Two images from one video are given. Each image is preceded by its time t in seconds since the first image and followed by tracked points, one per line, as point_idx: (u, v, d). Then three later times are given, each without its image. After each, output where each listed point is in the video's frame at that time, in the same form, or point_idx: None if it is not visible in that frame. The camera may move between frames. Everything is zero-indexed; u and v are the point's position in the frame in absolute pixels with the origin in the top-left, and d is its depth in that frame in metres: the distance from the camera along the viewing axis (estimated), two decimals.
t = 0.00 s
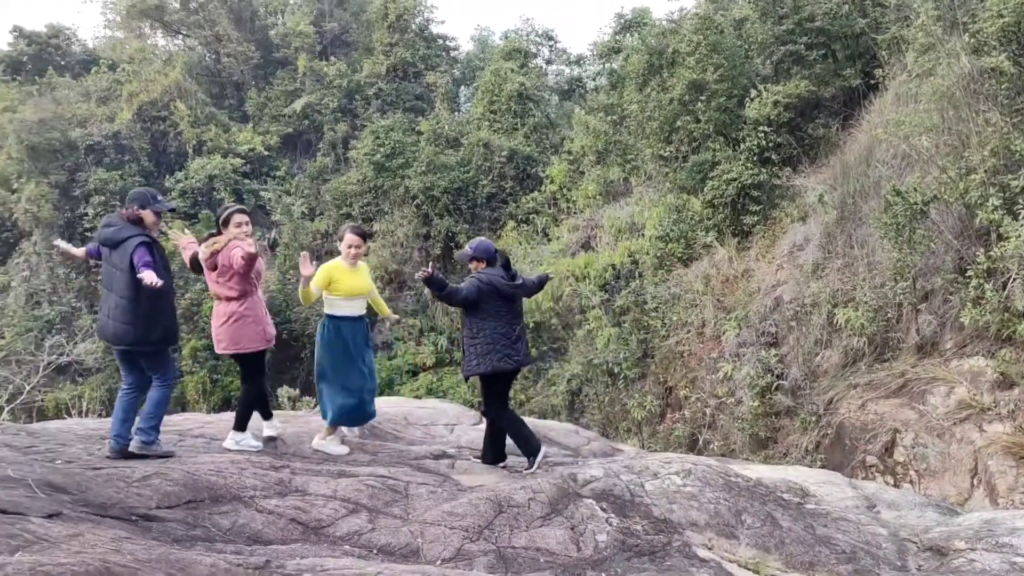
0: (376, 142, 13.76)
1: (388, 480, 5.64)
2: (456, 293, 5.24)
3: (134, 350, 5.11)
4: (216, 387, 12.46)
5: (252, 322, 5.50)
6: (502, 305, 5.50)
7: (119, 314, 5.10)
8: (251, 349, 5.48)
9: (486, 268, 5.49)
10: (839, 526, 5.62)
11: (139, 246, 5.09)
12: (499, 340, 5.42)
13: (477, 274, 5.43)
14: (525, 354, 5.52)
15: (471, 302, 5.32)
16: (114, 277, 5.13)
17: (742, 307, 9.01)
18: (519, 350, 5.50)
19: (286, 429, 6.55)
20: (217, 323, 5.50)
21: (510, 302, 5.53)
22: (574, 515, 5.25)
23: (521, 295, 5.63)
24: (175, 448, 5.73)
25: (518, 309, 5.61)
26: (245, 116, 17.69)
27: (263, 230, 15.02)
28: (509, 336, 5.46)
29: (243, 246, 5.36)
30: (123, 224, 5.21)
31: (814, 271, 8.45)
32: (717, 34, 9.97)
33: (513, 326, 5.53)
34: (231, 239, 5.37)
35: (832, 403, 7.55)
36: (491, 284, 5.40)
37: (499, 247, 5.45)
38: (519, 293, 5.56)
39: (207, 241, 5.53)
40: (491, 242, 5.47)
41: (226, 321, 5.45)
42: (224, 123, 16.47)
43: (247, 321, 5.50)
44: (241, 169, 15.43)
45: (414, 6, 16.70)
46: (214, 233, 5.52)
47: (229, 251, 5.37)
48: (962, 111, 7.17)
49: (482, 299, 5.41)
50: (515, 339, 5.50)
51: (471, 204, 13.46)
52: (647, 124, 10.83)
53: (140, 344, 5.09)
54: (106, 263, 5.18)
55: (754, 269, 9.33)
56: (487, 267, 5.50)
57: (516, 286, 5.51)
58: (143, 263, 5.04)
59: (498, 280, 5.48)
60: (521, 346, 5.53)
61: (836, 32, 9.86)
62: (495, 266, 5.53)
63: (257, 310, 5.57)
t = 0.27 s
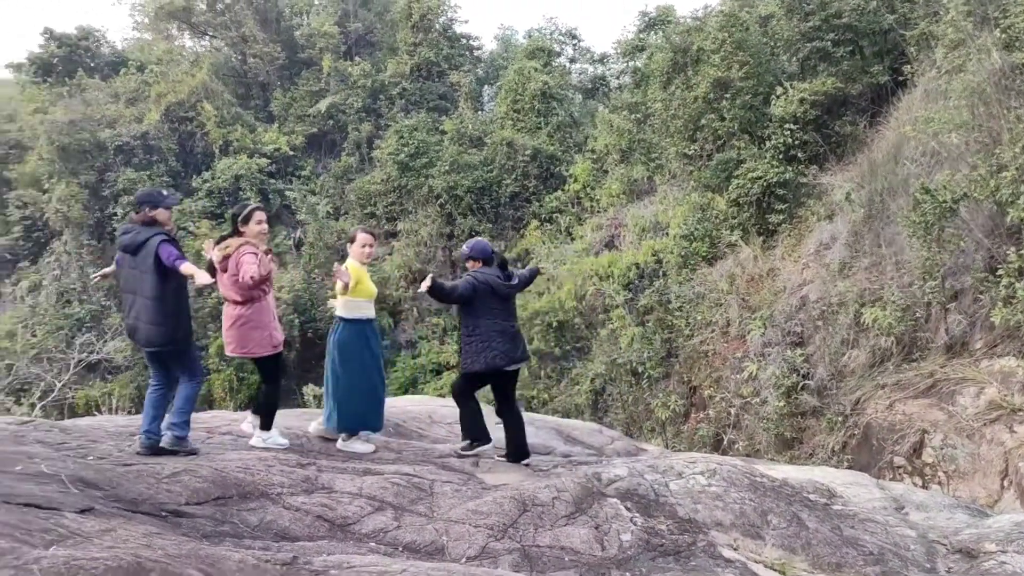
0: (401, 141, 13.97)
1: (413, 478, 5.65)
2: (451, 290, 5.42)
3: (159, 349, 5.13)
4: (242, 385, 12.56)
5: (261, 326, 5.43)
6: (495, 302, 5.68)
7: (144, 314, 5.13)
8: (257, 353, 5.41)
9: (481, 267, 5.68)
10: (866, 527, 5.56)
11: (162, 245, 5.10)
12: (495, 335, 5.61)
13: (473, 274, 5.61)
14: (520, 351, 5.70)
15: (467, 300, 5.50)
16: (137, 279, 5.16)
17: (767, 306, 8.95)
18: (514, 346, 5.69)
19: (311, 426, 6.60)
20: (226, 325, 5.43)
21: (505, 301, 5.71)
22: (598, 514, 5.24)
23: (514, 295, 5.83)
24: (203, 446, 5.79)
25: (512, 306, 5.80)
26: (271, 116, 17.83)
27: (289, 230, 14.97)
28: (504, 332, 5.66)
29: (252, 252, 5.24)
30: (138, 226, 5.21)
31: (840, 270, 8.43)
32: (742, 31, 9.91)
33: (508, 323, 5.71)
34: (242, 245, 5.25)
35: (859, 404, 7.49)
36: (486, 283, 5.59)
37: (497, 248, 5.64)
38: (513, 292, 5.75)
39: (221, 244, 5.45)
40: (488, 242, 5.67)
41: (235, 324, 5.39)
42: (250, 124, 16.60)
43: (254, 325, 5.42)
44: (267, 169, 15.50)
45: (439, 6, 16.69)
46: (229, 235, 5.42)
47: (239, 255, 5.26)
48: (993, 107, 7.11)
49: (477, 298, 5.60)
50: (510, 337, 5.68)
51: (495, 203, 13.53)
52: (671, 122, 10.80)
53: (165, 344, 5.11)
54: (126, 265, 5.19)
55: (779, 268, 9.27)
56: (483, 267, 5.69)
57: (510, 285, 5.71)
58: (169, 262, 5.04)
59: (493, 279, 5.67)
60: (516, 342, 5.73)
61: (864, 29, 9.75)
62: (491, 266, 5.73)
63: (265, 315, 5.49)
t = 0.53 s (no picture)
0: (418, 141, 14.01)
1: (431, 478, 5.60)
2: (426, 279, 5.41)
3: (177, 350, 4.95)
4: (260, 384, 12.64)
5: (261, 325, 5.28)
6: (474, 297, 5.65)
7: (165, 315, 4.95)
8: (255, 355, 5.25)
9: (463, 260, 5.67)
10: (886, 529, 5.50)
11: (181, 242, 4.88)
12: (470, 329, 5.58)
13: (453, 268, 5.60)
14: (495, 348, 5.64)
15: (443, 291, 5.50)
16: (157, 280, 4.96)
17: (786, 305, 8.92)
18: (490, 341, 5.65)
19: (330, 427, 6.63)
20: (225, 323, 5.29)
21: (485, 296, 5.67)
22: (616, 515, 5.22)
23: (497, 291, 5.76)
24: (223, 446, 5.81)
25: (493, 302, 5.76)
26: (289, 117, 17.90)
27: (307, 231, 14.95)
28: (480, 326, 5.63)
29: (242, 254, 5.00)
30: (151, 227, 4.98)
31: (860, 270, 8.39)
32: (760, 30, 9.85)
33: (486, 318, 5.68)
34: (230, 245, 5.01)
35: (879, 404, 7.44)
36: (465, 276, 5.57)
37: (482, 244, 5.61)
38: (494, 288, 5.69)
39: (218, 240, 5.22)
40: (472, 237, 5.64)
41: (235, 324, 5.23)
42: (267, 124, 16.68)
43: (252, 325, 5.25)
44: (285, 170, 15.55)
45: (455, 6, 16.65)
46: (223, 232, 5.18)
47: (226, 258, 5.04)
48: (1015, 105, 7.05)
49: (453, 289, 5.58)
50: (487, 332, 5.63)
51: (512, 204, 13.54)
52: (689, 122, 10.77)
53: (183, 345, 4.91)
54: (144, 266, 4.99)
55: (797, 268, 9.22)
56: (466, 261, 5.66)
57: (489, 281, 5.65)
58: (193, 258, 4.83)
59: (474, 273, 5.63)
60: (492, 337, 5.67)
61: (884, 27, 9.69)
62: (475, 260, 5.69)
63: (262, 315, 5.29)
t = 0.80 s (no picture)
0: (427, 144, 13.92)
1: (441, 480, 5.61)
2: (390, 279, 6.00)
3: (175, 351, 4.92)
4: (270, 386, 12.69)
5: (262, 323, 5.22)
6: (442, 295, 5.92)
7: (164, 315, 4.92)
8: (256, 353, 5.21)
9: (436, 260, 5.94)
10: (898, 531, 5.47)
11: (184, 244, 4.86)
12: (428, 326, 5.89)
13: (424, 265, 5.95)
14: (447, 345, 5.83)
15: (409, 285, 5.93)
16: (159, 280, 4.95)
17: (796, 307, 8.91)
18: (449, 339, 5.85)
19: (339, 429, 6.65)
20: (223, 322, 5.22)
21: (451, 294, 5.89)
22: (626, 517, 5.20)
23: (467, 291, 5.91)
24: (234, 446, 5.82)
25: (462, 300, 5.92)
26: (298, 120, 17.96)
27: (317, 233, 15.12)
28: (439, 324, 5.87)
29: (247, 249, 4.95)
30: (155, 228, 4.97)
31: (870, 271, 8.35)
32: (770, 31, 9.84)
33: (449, 316, 5.87)
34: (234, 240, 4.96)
35: (890, 406, 7.42)
36: (430, 274, 5.89)
37: (438, 244, 5.76)
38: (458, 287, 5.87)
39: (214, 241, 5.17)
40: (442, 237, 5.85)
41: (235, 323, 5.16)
42: (277, 127, 16.75)
43: (254, 322, 5.20)
44: (295, 173, 15.62)
45: (464, 9, 16.67)
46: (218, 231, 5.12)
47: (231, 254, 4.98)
48: None
49: (421, 286, 5.95)
50: (445, 329, 5.86)
51: (521, 206, 13.59)
52: (697, 124, 10.75)
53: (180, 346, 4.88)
54: (147, 266, 4.98)
55: (807, 270, 9.21)
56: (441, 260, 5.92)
57: (451, 280, 5.84)
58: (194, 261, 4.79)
59: (440, 272, 5.88)
60: (451, 336, 5.85)
61: (893, 27, 9.70)
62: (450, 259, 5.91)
63: (264, 313, 5.26)
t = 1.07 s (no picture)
0: (432, 147, 14.05)
1: (446, 483, 5.60)
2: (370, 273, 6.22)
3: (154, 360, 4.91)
4: (275, 390, 12.71)
5: (263, 327, 5.08)
6: (416, 292, 6.08)
7: (147, 322, 4.90)
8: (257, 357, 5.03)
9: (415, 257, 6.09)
10: (905, 534, 5.44)
11: (171, 253, 4.83)
12: (399, 320, 6.04)
13: (402, 264, 6.16)
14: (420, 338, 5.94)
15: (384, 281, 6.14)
16: (145, 287, 4.93)
17: (801, 310, 8.90)
18: (416, 334, 5.97)
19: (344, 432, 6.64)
20: (219, 329, 5.04)
21: (424, 291, 6.05)
22: (631, 520, 5.18)
23: (440, 288, 6.06)
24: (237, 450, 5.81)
25: (435, 297, 6.05)
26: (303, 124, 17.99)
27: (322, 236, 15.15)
28: (411, 319, 6.01)
29: (251, 248, 4.91)
30: (150, 233, 4.95)
31: (875, 274, 8.35)
32: (774, 33, 9.81)
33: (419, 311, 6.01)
34: (238, 240, 4.93)
35: (897, 408, 7.40)
36: (405, 270, 6.10)
37: (415, 240, 5.97)
38: (432, 283, 6.03)
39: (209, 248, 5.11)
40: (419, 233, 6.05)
41: (235, 328, 5.01)
42: (282, 131, 16.78)
43: (253, 326, 5.05)
44: (300, 176, 15.66)
45: (469, 13, 16.70)
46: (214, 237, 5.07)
47: (236, 253, 4.92)
48: None
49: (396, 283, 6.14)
50: (417, 323, 6.00)
51: (526, 209, 13.63)
52: (702, 127, 10.77)
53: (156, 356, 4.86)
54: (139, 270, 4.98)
55: (812, 272, 9.20)
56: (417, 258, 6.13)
57: (424, 276, 6.01)
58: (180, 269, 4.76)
59: (415, 269, 6.08)
60: (423, 331, 5.98)
61: (898, 29, 9.73)
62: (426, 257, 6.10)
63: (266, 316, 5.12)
